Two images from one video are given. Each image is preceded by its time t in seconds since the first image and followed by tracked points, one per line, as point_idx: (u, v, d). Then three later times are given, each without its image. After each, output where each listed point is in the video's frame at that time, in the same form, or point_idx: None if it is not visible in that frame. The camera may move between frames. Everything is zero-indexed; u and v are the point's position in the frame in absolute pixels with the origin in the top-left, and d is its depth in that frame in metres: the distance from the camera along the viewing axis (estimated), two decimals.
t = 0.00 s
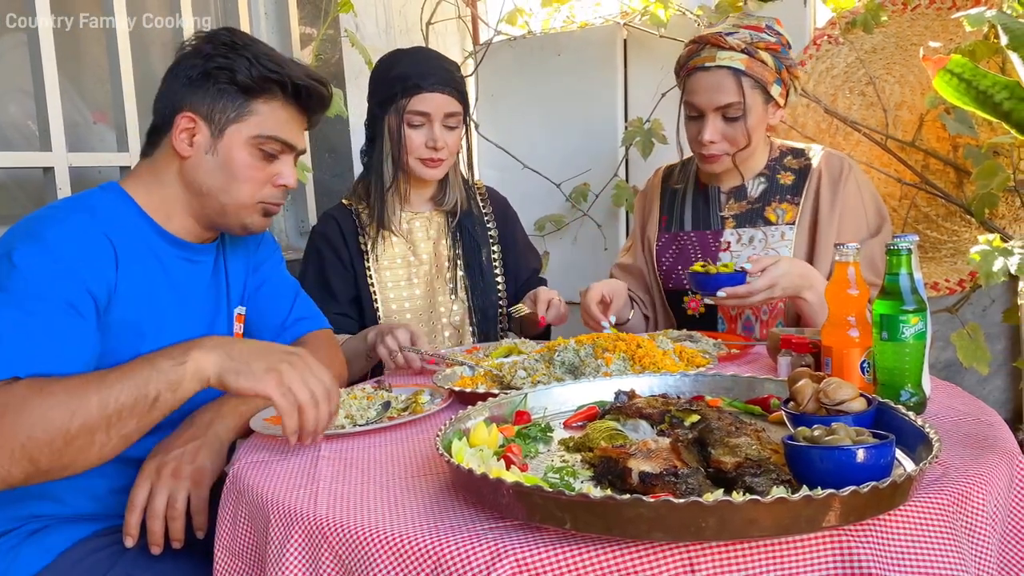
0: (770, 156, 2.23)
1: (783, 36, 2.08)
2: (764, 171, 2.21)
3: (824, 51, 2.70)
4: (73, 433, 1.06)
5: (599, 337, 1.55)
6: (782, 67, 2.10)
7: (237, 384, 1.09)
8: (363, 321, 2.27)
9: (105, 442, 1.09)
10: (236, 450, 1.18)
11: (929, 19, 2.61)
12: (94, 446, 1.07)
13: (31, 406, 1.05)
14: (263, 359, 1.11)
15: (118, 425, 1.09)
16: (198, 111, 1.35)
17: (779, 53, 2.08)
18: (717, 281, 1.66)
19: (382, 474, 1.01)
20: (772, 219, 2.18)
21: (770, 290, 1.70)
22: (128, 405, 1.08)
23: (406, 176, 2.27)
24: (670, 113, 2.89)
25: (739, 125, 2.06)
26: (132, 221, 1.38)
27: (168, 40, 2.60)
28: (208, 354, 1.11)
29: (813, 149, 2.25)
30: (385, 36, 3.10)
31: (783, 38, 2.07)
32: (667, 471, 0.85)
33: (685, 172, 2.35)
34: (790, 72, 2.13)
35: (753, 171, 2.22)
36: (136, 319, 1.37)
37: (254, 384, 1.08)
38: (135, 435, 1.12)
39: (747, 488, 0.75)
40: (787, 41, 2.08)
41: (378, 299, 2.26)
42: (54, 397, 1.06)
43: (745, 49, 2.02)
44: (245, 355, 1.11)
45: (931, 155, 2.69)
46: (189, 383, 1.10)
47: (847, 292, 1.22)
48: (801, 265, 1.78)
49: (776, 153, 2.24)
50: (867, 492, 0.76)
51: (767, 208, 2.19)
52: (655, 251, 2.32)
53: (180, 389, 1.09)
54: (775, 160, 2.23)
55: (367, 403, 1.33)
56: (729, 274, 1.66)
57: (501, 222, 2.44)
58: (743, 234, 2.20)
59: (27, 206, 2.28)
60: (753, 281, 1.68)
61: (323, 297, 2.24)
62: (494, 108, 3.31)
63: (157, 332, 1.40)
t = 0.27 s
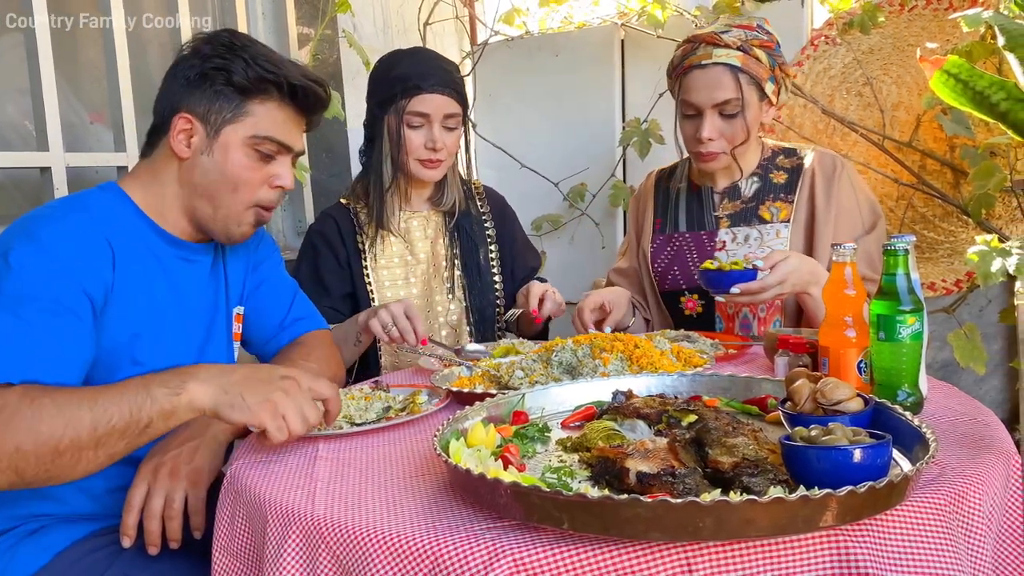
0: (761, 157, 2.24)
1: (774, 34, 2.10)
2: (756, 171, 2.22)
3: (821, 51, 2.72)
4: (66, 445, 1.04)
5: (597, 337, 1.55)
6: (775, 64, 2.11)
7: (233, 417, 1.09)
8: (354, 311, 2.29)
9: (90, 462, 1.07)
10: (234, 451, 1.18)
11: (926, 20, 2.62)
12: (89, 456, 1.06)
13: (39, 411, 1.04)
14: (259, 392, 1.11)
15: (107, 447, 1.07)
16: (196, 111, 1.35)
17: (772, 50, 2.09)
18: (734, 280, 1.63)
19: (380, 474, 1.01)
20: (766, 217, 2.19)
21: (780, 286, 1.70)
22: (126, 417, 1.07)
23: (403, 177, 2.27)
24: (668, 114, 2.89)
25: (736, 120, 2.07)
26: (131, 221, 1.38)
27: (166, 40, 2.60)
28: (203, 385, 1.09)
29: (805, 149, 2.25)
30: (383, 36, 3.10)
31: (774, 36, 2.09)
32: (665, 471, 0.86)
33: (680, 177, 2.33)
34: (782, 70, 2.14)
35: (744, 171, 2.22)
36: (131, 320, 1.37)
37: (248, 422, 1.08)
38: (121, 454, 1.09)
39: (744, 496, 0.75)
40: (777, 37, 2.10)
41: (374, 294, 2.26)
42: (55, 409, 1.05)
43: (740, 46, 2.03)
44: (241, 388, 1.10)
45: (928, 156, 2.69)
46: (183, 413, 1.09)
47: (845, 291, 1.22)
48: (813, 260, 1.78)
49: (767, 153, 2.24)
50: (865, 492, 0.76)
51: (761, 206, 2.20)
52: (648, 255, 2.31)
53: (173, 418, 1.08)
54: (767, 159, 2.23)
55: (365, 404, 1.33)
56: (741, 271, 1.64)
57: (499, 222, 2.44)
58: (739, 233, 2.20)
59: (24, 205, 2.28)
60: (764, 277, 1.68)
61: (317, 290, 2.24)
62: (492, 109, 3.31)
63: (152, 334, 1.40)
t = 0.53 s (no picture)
0: (757, 156, 2.24)
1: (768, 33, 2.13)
2: (751, 170, 2.23)
3: (817, 52, 2.73)
4: (86, 424, 1.09)
5: (594, 337, 1.55)
6: (772, 62, 2.12)
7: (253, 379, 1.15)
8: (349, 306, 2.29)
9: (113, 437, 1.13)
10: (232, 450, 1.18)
11: (922, 21, 2.62)
12: (109, 435, 1.12)
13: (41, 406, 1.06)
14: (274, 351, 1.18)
15: (127, 423, 1.12)
16: (193, 112, 1.34)
17: (769, 47, 2.11)
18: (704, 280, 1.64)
19: (377, 474, 1.01)
20: (760, 217, 2.19)
21: (753, 288, 1.69)
22: (146, 393, 1.12)
23: (399, 178, 2.27)
24: (665, 115, 2.91)
25: (738, 113, 2.07)
26: (131, 220, 1.38)
27: (163, 40, 2.59)
28: (220, 358, 1.16)
29: (799, 149, 2.26)
30: (380, 36, 3.10)
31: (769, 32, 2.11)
32: (662, 472, 0.86)
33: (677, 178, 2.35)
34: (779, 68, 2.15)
35: (740, 171, 2.23)
36: (131, 319, 1.37)
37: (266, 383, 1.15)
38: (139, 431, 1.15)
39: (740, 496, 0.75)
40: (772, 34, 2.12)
41: (368, 293, 2.27)
42: (73, 389, 1.09)
43: (740, 42, 2.04)
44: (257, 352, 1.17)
45: (924, 157, 2.69)
46: (201, 385, 1.15)
47: (841, 292, 1.22)
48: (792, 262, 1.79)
49: (763, 153, 2.25)
50: (860, 492, 0.77)
51: (756, 207, 2.20)
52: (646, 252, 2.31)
53: (192, 391, 1.14)
54: (763, 160, 2.24)
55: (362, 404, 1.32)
56: (712, 272, 1.64)
57: (495, 221, 2.44)
58: (734, 233, 2.21)
59: (20, 206, 2.27)
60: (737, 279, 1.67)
61: (312, 287, 2.24)
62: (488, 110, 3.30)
63: (152, 333, 1.40)
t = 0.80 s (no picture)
0: (760, 158, 2.25)
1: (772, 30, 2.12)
2: (753, 171, 2.23)
3: (813, 53, 2.74)
4: (105, 427, 1.10)
5: (590, 337, 1.56)
6: (778, 59, 2.12)
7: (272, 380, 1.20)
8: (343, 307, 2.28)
9: (129, 443, 1.14)
10: (228, 451, 1.18)
11: (917, 22, 2.64)
12: (126, 439, 1.13)
13: (58, 406, 1.07)
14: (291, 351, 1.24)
15: (143, 429, 1.14)
16: (189, 113, 1.34)
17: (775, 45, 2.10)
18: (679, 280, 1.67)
19: (373, 474, 1.01)
20: (763, 219, 2.20)
21: (733, 291, 1.69)
22: (164, 397, 1.15)
23: (395, 179, 2.27)
24: (661, 115, 2.91)
25: (744, 110, 2.06)
26: (128, 220, 1.38)
27: (158, 41, 2.59)
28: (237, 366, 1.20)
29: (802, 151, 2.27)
30: (376, 37, 3.10)
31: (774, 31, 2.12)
32: (658, 471, 0.86)
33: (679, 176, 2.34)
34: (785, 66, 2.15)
35: (741, 172, 2.23)
36: (128, 319, 1.36)
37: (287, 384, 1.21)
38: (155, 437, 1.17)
39: (736, 496, 0.75)
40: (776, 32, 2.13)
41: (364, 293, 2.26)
42: (91, 392, 1.11)
43: (747, 38, 2.04)
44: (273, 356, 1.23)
45: (919, 157, 2.69)
46: (220, 393, 1.19)
47: (836, 292, 1.22)
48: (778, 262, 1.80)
49: (766, 155, 2.26)
50: (856, 492, 0.77)
51: (759, 209, 2.21)
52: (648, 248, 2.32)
53: (209, 398, 1.18)
54: (766, 161, 2.24)
55: (359, 404, 1.32)
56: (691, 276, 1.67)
57: (489, 221, 2.44)
58: (735, 234, 2.21)
59: (15, 206, 2.27)
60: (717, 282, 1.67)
61: (309, 289, 2.24)
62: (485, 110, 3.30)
63: (149, 333, 1.39)
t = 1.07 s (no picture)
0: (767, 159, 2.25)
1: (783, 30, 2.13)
2: (759, 172, 2.24)
3: (806, 54, 2.77)
4: (83, 426, 1.10)
5: (585, 337, 1.56)
6: (789, 59, 2.12)
7: (251, 381, 1.16)
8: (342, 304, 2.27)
9: (109, 442, 1.14)
10: (223, 451, 1.18)
11: (909, 24, 2.67)
12: (105, 438, 1.13)
13: (35, 406, 1.08)
14: (272, 351, 1.20)
15: (122, 428, 1.13)
16: (183, 113, 1.34)
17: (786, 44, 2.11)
18: (686, 282, 1.65)
19: (369, 475, 1.01)
20: (768, 222, 2.20)
21: (740, 291, 1.69)
22: (143, 396, 1.14)
23: (389, 179, 2.27)
24: (656, 117, 2.92)
25: (755, 108, 2.07)
26: (121, 221, 1.38)
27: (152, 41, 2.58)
28: (217, 365, 1.17)
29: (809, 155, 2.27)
30: (370, 37, 3.10)
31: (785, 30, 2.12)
32: (652, 471, 0.86)
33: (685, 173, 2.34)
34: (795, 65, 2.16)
35: (748, 172, 2.24)
36: (122, 319, 1.36)
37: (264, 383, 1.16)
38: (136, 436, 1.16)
39: (730, 496, 0.75)
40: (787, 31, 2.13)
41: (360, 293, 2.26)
42: (69, 393, 1.10)
43: (759, 36, 2.04)
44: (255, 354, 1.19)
45: (912, 158, 2.69)
46: (200, 392, 1.16)
47: (829, 292, 1.23)
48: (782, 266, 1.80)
49: (773, 157, 2.26)
50: (849, 491, 0.77)
51: (764, 211, 2.21)
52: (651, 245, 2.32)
53: (189, 397, 1.15)
54: (772, 164, 2.24)
55: (353, 405, 1.32)
56: (698, 274, 1.65)
57: (484, 221, 2.44)
58: (739, 236, 2.21)
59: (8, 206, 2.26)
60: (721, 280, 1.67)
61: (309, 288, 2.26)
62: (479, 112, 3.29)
63: (143, 333, 1.39)
